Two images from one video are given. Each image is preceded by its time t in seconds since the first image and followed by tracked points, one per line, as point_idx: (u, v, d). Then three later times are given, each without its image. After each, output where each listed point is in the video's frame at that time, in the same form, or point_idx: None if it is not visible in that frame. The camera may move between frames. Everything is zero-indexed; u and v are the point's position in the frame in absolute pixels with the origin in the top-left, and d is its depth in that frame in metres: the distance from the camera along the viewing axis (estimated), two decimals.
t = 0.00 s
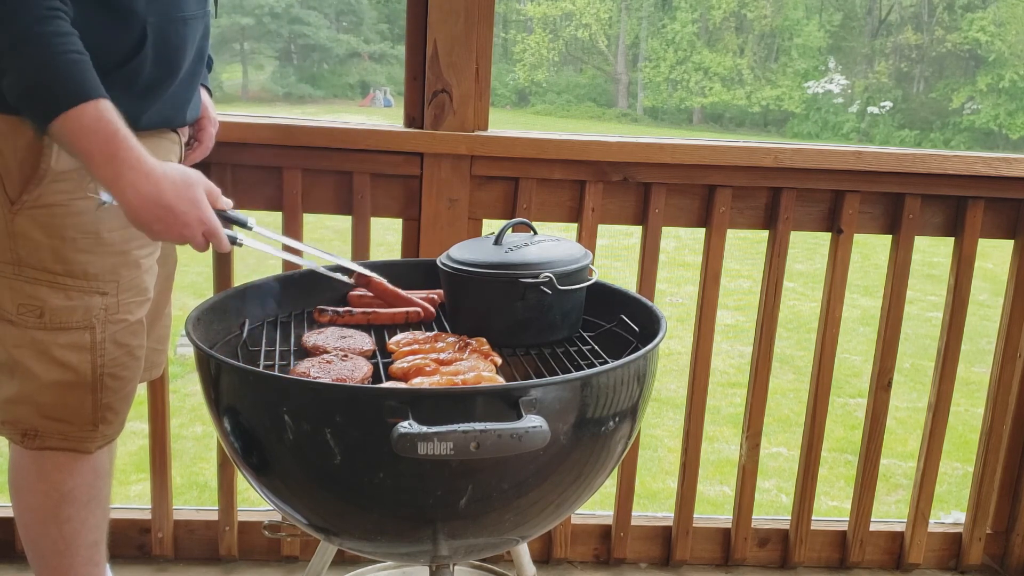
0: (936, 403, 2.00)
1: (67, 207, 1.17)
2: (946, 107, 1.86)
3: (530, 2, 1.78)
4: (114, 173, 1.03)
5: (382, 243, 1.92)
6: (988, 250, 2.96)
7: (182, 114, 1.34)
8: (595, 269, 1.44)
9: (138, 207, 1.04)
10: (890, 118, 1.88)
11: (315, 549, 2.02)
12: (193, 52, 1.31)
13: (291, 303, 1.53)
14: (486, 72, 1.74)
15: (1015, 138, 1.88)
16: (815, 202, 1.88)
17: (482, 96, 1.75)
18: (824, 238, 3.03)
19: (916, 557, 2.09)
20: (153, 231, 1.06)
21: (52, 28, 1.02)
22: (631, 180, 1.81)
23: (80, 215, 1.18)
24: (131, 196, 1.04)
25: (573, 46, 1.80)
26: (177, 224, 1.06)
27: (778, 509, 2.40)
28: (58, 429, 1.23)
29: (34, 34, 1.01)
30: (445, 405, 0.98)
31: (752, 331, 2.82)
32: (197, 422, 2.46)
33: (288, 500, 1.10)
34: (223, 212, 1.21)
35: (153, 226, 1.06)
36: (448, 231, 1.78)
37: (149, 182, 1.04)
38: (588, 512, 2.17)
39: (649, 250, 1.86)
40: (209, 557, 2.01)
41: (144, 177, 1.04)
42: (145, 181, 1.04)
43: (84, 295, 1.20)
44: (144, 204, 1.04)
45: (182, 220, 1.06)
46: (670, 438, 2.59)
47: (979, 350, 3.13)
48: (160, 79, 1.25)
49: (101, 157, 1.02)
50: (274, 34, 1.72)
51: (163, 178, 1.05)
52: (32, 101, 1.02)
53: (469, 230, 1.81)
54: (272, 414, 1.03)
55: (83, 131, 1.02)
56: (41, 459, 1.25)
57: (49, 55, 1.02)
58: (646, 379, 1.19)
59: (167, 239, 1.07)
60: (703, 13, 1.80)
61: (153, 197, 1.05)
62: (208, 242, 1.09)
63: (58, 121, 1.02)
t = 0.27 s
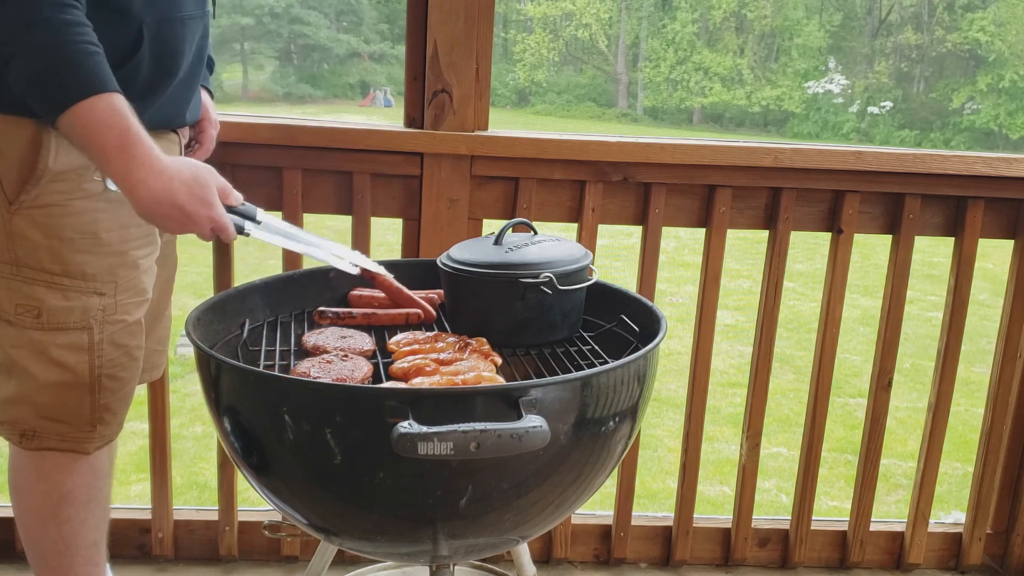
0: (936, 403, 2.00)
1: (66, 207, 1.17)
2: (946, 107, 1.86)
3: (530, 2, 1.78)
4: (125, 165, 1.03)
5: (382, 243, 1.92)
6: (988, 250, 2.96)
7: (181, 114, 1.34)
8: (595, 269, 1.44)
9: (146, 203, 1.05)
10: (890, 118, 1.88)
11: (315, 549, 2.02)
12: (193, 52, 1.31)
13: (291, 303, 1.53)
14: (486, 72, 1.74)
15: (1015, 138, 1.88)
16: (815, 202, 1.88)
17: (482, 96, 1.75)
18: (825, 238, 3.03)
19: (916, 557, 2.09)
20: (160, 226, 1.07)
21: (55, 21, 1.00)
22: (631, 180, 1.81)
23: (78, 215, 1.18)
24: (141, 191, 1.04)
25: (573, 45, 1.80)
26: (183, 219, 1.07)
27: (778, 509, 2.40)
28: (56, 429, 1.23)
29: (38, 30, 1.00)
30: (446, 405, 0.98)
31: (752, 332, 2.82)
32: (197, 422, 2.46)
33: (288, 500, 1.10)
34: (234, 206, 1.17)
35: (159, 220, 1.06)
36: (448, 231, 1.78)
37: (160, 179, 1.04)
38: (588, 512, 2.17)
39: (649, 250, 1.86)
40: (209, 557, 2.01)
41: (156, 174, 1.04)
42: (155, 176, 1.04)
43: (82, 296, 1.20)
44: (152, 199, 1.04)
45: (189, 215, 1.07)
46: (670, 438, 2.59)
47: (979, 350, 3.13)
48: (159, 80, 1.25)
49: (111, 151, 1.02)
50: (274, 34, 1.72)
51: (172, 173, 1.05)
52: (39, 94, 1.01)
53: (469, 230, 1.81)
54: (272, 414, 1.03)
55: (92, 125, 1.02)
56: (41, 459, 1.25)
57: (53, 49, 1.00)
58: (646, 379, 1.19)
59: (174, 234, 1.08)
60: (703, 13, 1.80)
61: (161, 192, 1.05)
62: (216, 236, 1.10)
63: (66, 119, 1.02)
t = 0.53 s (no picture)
0: (936, 403, 2.00)
1: (67, 206, 1.18)
2: (946, 107, 1.86)
3: (530, 2, 1.78)
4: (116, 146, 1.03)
5: (382, 243, 1.92)
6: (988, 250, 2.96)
7: (181, 113, 1.35)
8: (595, 269, 1.44)
9: (138, 184, 1.04)
10: (890, 118, 1.88)
11: (315, 549, 2.02)
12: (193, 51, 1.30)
13: (292, 303, 1.53)
14: (486, 72, 1.74)
15: (1015, 138, 1.88)
16: (815, 202, 1.88)
17: (482, 96, 1.75)
18: (825, 238, 3.03)
19: (916, 557, 2.09)
20: (150, 208, 1.06)
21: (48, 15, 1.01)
22: (631, 180, 1.81)
23: (80, 215, 1.19)
24: (133, 172, 1.04)
25: (573, 45, 1.80)
26: (175, 202, 1.07)
27: (778, 509, 2.40)
28: (58, 429, 1.23)
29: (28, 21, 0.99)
30: (446, 405, 0.98)
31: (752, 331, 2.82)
32: (197, 422, 2.46)
33: (288, 500, 1.10)
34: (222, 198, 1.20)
35: (149, 203, 1.06)
36: (448, 232, 1.78)
37: (152, 160, 1.04)
38: (588, 512, 2.17)
39: (649, 250, 1.86)
40: (209, 557, 2.01)
41: (149, 155, 1.04)
42: (147, 158, 1.04)
43: (84, 295, 1.20)
44: (146, 180, 1.04)
45: (180, 199, 1.07)
46: (670, 438, 2.59)
47: (979, 350, 3.13)
48: (159, 78, 1.25)
49: (103, 131, 1.02)
50: (274, 34, 1.72)
51: (165, 155, 1.06)
52: (30, 87, 1.01)
53: (469, 230, 1.81)
54: (272, 414, 1.03)
55: (84, 105, 1.01)
56: (41, 459, 1.25)
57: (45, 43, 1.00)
58: (646, 379, 1.19)
59: (162, 219, 1.08)
60: (703, 13, 1.80)
61: (154, 174, 1.05)
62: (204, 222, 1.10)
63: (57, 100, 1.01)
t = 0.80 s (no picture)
0: (936, 403, 2.00)
1: (66, 207, 1.17)
2: (946, 107, 1.86)
3: (530, 2, 1.78)
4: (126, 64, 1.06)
5: (382, 243, 1.92)
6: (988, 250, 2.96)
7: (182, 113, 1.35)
8: (595, 269, 1.44)
9: (148, 96, 1.06)
10: (890, 118, 1.88)
11: (315, 549, 2.02)
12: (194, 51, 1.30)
13: (292, 303, 1.53)
14: (486, 72, 1.74)
15: (1015, 138, 1.88)
16: (815, 202, 1.88)
17: (482, 97, 1.75)
18: (824, 238, 3.03)
19: (916, 557, 2.09)
20: (158, 123, 1.06)
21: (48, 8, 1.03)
22: (631, 180, 1.81)
23: (80, 215, 1.18)
24: (144, 85, 1.06)
25: (573, 46, 1.80)
26: (182, 118, 1.08)
27: (778, 509, 2.40)
28: (57, 429, 1.23)
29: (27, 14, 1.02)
30: (445, 404, 0.98)
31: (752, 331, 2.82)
32: (196, 422, 2.46)
33: (288, 500, 1.10)
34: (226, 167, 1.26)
35: (159, 118, 1.07)
36: (448, 232, 1.78)
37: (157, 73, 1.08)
38: (588, 512, 2.17)
39: (649, 250, 1.86)
40: (209, 557, 2.01)
41: (146, 65, 1.07)
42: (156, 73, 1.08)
43: (84, 295, 1.20)
44: (157, 91, 1.06)
45: (186, 116, 1.09)
46: (670, 438, 2.59)
47: (979, 350, 3.13)
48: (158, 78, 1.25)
49: (111, 48, 1.05)
50: (274, 34, 1.72)
51: (169, 76, 1.10)
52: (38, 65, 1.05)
53: (469, 230, 1.81)
54: (272, 413, 1.03)
55: (90, 29, 1.04)
56: (41, 459, 1.25)
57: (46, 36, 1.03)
58: (646, 379, 1.19)
59: (172, 132, 1.08)
60: (703, 13, 1.80)
61: (163, 87, 1.07)
62: (206, 150, 1.12)
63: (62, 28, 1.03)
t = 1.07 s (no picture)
0: (936, 403, 2.00)
1: (60, 206, 1.17)
2: (946, 107, 1.86)
3: (530, 2, 1.78)
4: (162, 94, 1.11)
5: (382, 243, 1.92)
6: (988, 250, 2.96)
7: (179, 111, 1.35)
8: (595, 269, 1.44)
9: (184, 123, 1.11)
10: (890, 118, 1.88)
11: (315, 549, 2.02)
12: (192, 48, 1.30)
13: (292, 303, 1.53)
14: (486, 72, 1.74)
15: (1015, 138, 1.88)
16: (815, 202, 1.88)
17: (482, 96, 1.75)
18: (824, 238, 3.03)
19: (916, 557, 2.09)
20: (192, 147, 1.11)
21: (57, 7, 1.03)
22: (631, 180, 1.81)
23: (75, 214, 1.18)
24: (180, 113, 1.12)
25: (573, 46, 1.80)
26: (212, 147, 1.13)
27: (778, 509, 2.40)
28: (53, 429, 1.23)
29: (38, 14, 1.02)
30: (446, 404, 0.98)
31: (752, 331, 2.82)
32: (197, 422, 2.46)
33: (288, 500, 1.10)
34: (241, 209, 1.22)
35: (191, 143, 1.11)
36: (448, 232, 1.78)
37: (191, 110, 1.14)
38: (588, 512, 2.17)
39: (649, 250, 1.86)
40: (209, 557, 2.01)
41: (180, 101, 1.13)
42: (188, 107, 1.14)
43: (79, 295, 1.19)
44: (191, 121, 1.12)
45: (215, 146, 1.14)
46: (670, 438, 2.59)
47: (980, 350, 3.13)
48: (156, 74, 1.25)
49: (150, 80, 1.11)
50: (274, 34, 1.72)
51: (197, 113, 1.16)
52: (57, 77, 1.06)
53: (469, 230, 1.81)
54: (272, 413, 1.03)
55: (132, 60, 1.10)
56: (40, 459, 1.25)
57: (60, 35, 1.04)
58: (646, 379, 1.19)
59: (201, 162, 1.12)
60: (703, 13, 1.79)
61: (195, 119, 1.13)
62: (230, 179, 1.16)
63: (105, 52, 1.07)
